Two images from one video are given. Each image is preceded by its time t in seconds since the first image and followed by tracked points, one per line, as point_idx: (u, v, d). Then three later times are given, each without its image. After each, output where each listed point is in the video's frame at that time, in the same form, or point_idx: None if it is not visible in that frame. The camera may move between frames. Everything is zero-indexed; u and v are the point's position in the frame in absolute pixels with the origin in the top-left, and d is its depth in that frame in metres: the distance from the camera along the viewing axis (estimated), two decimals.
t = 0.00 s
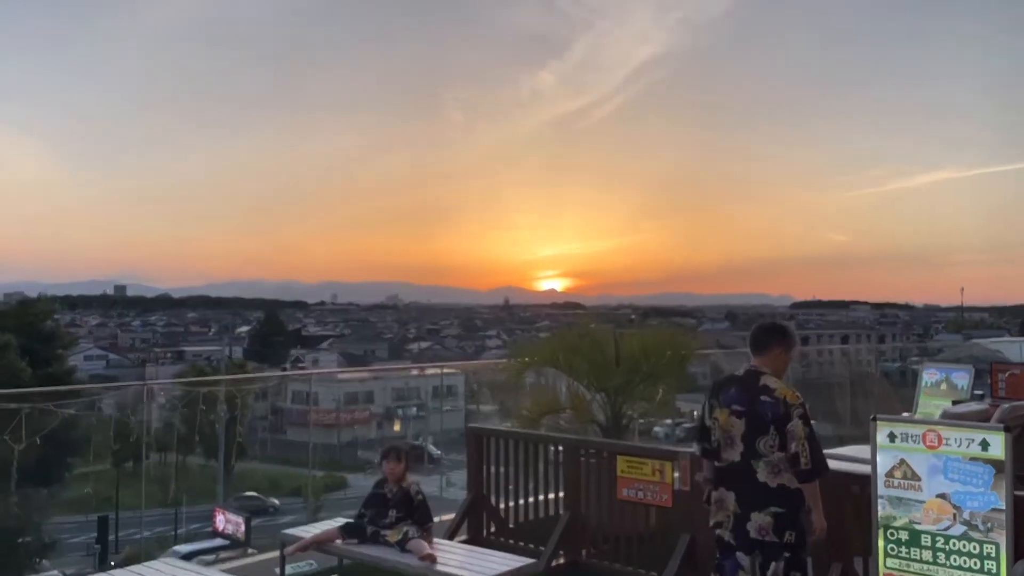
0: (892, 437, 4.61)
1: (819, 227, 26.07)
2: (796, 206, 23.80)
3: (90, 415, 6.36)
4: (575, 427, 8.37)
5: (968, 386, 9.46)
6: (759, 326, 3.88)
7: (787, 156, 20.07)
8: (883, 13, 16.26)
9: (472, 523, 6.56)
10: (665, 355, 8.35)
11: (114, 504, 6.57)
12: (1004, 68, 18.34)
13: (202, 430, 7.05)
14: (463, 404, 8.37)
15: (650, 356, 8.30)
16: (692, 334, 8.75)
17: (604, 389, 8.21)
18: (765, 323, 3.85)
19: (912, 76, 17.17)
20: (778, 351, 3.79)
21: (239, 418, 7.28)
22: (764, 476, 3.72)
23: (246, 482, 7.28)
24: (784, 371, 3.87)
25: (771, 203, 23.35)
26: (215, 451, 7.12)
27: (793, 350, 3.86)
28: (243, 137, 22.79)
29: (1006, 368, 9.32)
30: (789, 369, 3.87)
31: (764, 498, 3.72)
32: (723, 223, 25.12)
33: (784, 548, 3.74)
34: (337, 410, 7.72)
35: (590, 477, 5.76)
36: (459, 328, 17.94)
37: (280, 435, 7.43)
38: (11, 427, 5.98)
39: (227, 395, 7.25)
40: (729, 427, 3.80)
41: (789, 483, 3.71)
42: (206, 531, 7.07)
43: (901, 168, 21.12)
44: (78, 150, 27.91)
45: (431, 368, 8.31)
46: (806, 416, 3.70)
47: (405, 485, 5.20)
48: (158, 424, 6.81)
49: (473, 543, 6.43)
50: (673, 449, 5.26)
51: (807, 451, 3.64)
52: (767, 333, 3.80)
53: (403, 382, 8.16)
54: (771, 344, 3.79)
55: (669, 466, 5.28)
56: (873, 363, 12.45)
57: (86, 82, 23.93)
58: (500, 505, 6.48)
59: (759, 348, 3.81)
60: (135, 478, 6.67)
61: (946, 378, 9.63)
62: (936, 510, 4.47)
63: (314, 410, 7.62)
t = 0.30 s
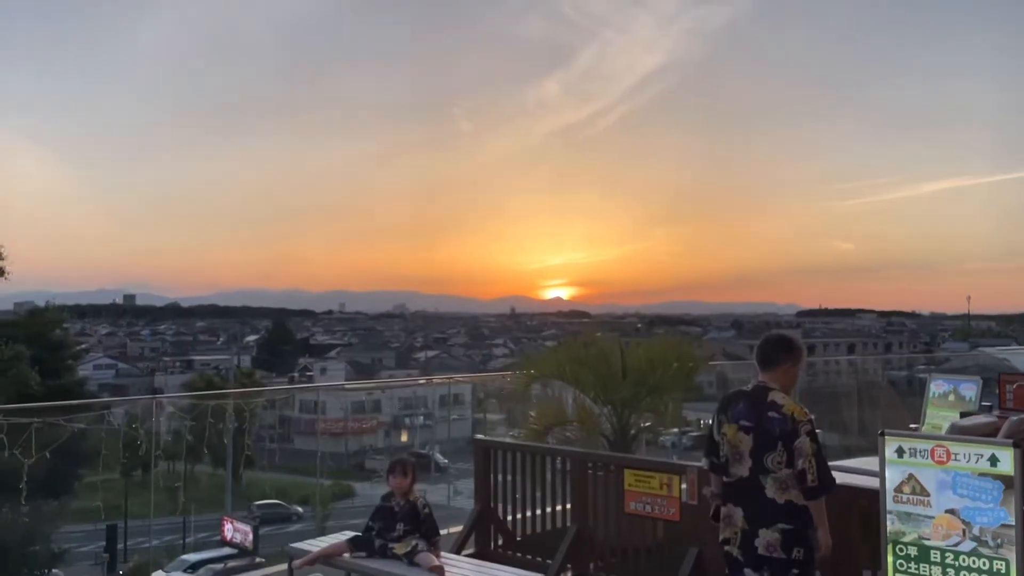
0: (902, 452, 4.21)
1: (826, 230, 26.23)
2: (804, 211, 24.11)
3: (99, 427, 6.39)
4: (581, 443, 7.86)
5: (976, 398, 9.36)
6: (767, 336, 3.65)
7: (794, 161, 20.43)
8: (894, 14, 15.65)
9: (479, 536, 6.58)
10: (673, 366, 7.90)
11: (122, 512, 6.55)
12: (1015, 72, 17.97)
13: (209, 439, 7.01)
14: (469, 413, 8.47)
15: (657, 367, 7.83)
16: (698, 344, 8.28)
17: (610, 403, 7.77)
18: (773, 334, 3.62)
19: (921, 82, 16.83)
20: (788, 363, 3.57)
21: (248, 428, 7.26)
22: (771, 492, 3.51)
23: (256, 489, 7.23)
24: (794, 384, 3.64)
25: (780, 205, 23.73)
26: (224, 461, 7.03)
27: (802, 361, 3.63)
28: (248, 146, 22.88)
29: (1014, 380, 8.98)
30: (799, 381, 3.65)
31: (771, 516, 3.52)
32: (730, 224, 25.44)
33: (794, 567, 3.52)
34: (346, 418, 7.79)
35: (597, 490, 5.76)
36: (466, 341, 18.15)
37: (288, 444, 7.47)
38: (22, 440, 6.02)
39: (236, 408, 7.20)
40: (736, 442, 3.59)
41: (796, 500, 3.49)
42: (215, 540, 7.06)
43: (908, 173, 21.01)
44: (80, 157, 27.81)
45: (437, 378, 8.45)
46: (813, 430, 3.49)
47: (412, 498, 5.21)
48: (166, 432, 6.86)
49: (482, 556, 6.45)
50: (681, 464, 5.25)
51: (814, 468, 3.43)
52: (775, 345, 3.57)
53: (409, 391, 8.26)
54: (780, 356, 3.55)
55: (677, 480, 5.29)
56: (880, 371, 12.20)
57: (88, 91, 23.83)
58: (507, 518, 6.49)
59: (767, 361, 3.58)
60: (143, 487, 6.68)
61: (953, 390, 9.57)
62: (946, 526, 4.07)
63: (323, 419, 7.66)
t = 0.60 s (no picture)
0: (907, 459, 4.08)
1: (830, 234, 26.30)
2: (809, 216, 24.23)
3: (106, 431, 6.41)
4: (588, 447, 7.88)
5: (981, 405, 9.37)
6: (769, 342, 3.61)
7: (798, 167, 20.57)
8: (898, 18, 15.61)
9: (483, 542, 6.62)
10: (678, 371, 7.86)
11: (129, 515, 6.57)
12: (1020, 76, 17.92)
13: (216, 443, 7.09)
14: (474, 417, 8.52)
15: (661, 373, 7.81)
16: (703, 350, 8.28)
17: (615, 409, 7.78)
18: (775, 339, 3.59)
19: (926, 87, 16.79)
20: (793, 370, 3.57)
21: (254, 431, 7.39)
22: (776, 497, 3.51)
23: (260, 492, 7.37)
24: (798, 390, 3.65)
25: (784, 211, 23.89)
26: (229, 465, 7.15)
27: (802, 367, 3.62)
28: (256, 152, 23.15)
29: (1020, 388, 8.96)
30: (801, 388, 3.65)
31: (775, 521, 3.51)
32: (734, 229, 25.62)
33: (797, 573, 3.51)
34: (350, 422, 7.85)
35: (601, 496, 5.76)
36: (472, 344, 18.27)
37: (293, 448, 7.59)
38: (29, 445, 5.94)
39: (243, 414, 7.33)
40: (741, 448, 3.58)
41: (801, 506, 3.49)
42: (220, 543, 7.12)
43: (913, 178, 21.03)
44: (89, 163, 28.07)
45: (442, 383, 8.48)
46: (820, 437, 3.49)
47: (417, 503, 5.24)
48: (174, 436, 6.83)
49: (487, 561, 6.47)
50: (685, 470, 5.24)
51: (820, 473, 3.42)
52: (779, 351, 3.55)
53: (415, 396, 8.36)
54: (783, 363, 3.54)
55: (682, 486, 5.29)
56: (884, 377, 12.19)
57: (93, 96, 23.65)
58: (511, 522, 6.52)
59: (771, 369, 3.57)
60: (150, 491, 6.65)
61: (958, 397, 9.55)
62: (951, 534, 3.94)
63: (328, 423, 7.73)
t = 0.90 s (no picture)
0: (909, 462, 4.06)
1: (834, 238, 26.30)
2: (812, 221, 24.27)
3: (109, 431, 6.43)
4: (592, 450, 7.81)
5: (985, 410, 9.33)
6: (765, 343, 3.57)
7: (801, 172, 20.63)
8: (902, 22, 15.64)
9: (485, 543, 6.61)
10: (681, 374, 7.85)
11: (132, 515, 6.54)
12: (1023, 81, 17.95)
13: (217, 443, 7.06)
14: (476, 419, 8.57)
15: (664, 376, 7.81)
16: (705, 354, 8.27)
17: (618, 411, 7.74)
18: (770, 340, 3.55)
19: (931, 92, 16.80)
20: (792, 370, 3.54)
21: (257, 431, 7.35)
22: (781, 497, 3.42)
23: (262, 493, 7.34)
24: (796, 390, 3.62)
25: (787, 215, 23.94)
26: (232, 465, 7.14)
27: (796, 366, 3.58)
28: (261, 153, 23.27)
29: None
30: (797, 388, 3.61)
31: (778, 521, 3.43)
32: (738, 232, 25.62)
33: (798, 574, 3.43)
34: (353, 424, 7.89)
35: (603, 498, 5.77)
36: (476, 346, 18.31)
37: (296, 449, 7.59)
38: (32, 442, 5.99)
39: (245, 413, 7.26)
40: (743, 448, 3.51)
41: (806, 506, 3.43)
42: (223, 544, 7.03)
43: (916, 183, 21.06)
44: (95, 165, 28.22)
45: (444, 385, 8.49)
46: (825, 436, 3.45)
47: (419, 505, 5.24)
48: (176, 435, 6.86)
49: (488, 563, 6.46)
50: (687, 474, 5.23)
51: (826, 471, 3.38)
52: (777, 350, 3.51)
53: (417, 398, 8.35)
54: (783, 362, 3.50)
55: (683, 488, 5.28)
56: (888, 382, 12.11)
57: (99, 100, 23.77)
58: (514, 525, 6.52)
59: (771, 369, 3.52)
60: (152, 490, 6.64)
61: (962, 402, 9.55)
62: (954, 538, 3.92)
63: (330, 425, 7.79)
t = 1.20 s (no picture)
0: (909, 464, 4.10)
1: (838, 242, 26.27)
2: (816, 224, 24.25)
3: (114, 425, 6.33)
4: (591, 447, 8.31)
5: (986, 414, 9.35)
6: (757, 342, 3.62)
7: (805, 175, 20.64)
8: (907, 27, 15.63)
9: (486, 540, 6.63)
10: (680, 376, 8.34)
11: (136, 511, 6.65)
12: None
13: (221, 439, 7.08)
14: (479, 419, 8.37)
15: (665, 378, 8.28)
16: (706, 356, 8.66)
17: (620, 410, 8.20)
18: (761, 341, 3.60)
19: (936, 96, 16.78)
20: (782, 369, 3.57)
21: (260, 428, 7.40)
22: (781, 494, 3.44)
23: (266, 490, 7.42)
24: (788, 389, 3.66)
25: (792, 219, 23.92)
26: (236, 461, 7.16)
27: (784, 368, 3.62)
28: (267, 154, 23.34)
29: None
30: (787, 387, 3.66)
31: (778, 518, 3.45)
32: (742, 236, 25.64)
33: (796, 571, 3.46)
34: (358, 421, 7.89)
35: (604, 496, 5.82)
36: (480, 347, 18.40)
37: (299, 446, 7.63)
38: (39, 436, 5.95)
39: (249, 410, 7.31)
40: (741, 447, 3.51)
41: (802, 502, 3.47)
42: (226, 540, 7.11)
43: (922, 187, 21.03)
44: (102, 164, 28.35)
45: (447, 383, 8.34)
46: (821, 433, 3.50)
47: (422, 500, 5.29)
48: (181, 431, 6.84)
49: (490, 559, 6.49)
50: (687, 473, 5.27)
51: (824, 466, 3.43)
52: (770, 350, 3.56)
53: (421, 396, 8.22)
54: (775, 360, 3.54)
55: (683, 487, 5.32)
56: (890, 386, 12.16)
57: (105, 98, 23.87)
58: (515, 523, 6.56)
59: (766, 369, 3.54)
60: (157, 486, 6.69)
61: (963, 405, 9.56)
62: (952, 539, 3.95)
63: (335, 422, 7.73)
